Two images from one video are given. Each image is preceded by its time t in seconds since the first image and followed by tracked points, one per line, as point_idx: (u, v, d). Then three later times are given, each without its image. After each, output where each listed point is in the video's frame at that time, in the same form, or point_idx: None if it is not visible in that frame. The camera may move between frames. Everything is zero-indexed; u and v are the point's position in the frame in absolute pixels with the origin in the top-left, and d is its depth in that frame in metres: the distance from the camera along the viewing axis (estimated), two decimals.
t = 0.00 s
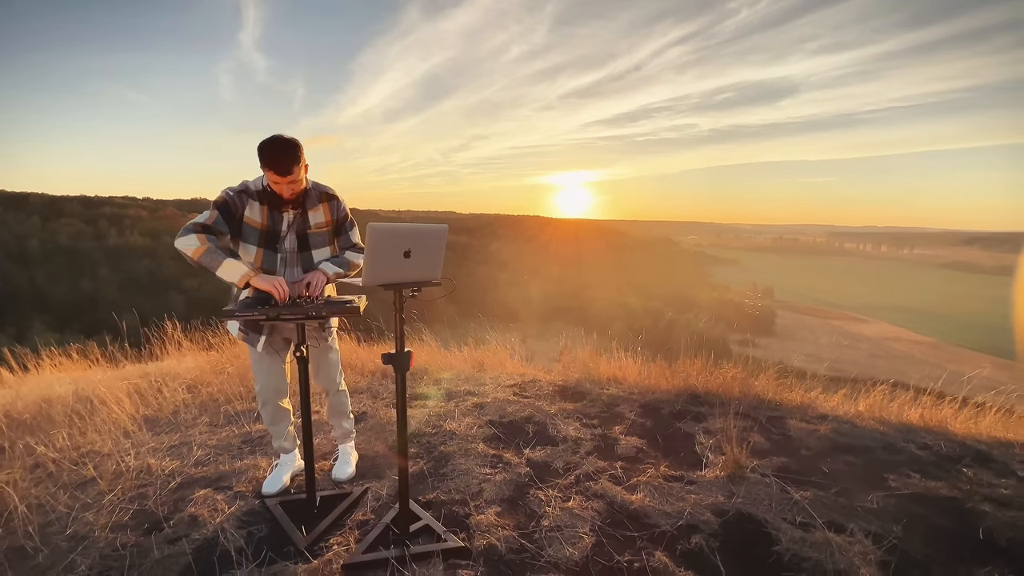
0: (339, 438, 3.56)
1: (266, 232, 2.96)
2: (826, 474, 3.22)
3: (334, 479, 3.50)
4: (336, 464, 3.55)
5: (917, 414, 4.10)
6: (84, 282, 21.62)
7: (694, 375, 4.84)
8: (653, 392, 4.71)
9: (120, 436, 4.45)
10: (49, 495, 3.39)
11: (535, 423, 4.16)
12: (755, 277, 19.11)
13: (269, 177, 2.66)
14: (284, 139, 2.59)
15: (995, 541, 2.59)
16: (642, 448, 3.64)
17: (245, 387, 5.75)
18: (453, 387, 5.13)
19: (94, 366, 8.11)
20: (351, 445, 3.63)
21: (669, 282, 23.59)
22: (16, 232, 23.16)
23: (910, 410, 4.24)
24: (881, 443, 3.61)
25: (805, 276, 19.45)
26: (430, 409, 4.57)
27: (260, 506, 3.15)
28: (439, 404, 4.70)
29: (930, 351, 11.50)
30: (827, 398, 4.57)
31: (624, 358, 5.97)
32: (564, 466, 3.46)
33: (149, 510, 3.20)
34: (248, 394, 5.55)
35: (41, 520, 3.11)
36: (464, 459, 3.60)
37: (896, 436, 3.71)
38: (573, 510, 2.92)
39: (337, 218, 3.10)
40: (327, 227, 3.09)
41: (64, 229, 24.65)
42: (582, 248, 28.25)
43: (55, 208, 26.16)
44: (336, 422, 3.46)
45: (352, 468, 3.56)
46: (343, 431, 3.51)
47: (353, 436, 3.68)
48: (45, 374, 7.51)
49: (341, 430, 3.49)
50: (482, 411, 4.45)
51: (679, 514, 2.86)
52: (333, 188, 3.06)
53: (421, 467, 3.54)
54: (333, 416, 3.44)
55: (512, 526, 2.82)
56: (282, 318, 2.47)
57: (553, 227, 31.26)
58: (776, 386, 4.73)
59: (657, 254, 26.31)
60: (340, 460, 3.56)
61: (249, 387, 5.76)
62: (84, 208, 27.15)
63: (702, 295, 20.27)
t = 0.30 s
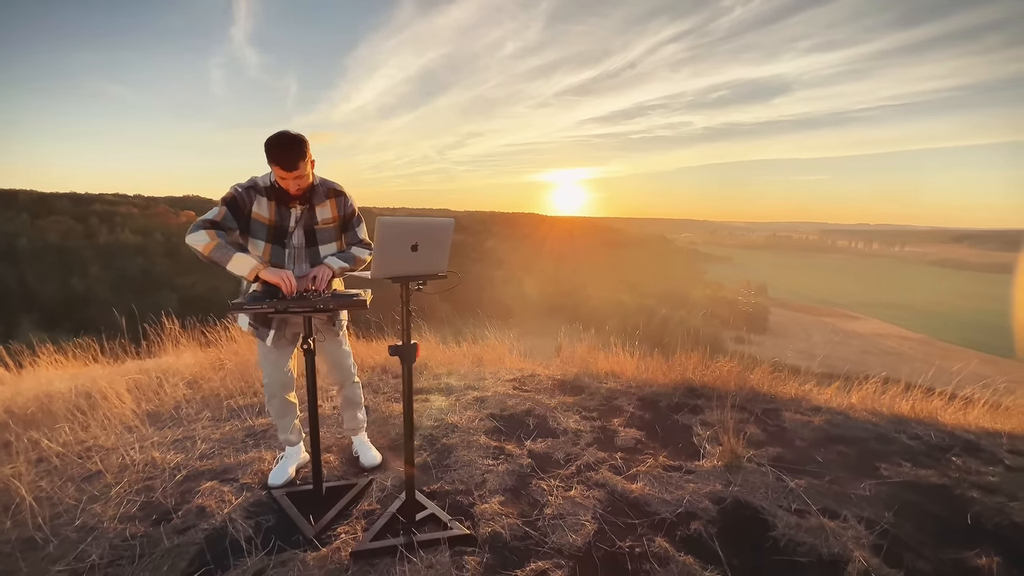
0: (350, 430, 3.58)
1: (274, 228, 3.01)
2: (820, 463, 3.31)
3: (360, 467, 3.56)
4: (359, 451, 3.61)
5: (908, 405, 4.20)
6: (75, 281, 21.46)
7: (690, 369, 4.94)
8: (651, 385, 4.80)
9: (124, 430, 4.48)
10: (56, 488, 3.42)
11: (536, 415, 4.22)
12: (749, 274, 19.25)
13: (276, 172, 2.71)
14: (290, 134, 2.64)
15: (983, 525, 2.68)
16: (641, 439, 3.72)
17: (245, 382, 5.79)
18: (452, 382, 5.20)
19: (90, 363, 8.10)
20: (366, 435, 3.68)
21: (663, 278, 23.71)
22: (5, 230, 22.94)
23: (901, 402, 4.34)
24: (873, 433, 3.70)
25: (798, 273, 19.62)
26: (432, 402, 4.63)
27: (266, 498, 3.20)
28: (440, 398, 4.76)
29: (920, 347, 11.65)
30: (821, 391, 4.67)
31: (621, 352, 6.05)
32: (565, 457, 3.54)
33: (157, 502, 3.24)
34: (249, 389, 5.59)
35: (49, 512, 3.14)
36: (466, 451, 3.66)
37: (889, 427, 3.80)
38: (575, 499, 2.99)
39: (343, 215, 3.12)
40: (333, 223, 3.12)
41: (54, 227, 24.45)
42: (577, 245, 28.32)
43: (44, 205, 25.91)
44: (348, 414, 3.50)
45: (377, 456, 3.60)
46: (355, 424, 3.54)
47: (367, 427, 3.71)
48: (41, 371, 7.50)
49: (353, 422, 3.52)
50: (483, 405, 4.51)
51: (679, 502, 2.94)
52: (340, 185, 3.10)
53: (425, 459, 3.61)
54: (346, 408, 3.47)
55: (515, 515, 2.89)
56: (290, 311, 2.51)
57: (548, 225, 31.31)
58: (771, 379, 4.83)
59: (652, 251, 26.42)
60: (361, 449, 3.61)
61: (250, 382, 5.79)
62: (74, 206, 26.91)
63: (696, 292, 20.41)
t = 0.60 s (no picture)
0: (361, 424, 3.62)
1: (295, 218, 3.07)
2: (813, 453, 3.40)
3: (368, 461, 3.60)
4: (368, 446, 3.65)
5: (900, 398, 4.30)
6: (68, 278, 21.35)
7: (686, 363, 5.02)
8: (649, 379, 4.88)
9: (127, 424, 4.52)
10: (63, 480, 3.46)
11: (536, 409, 4.30)
12: (743, 271, 19.36)
13: (297, 160, 2.78)
14: (311, 123, 2.72)
15: (971, 512, 2.77)
16: (639, 432, 3.79)
17: (246, 377, 5.83)
18: (452, 377, 5.27)
19: (89, 359, 8.13)
20: (375, 430, 3.72)
21: (659, 275, 23.80)
22: None
23: (892, 395, 4.44)
24: (866, 425, 3.79)
25: (792, 271, 19.71)
26: (433, 397, 4.70)
27: (272, 489, 3.26)
28: (441, 392, 4.83)
29: (912, 343, 11.79)
30: (815, 385, 4.76)
31: (619, 348, 6.13)
32: (565, 448, 3.61)
33: (164, 494, 3.29)
34: (250, 384, 5.63)
35: (58, 504, 3.18)
36: (468, 443, 3.73)
37: (881, 419, 3.89)
38: (576, 488, 3.07)
39: (364, 206, 3.13)
40: (354, 214, 3.13)
41: (46, 225, 24.30)
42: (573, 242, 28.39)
43: (36, 202, 25.73)
44: (361, 407, 3.53)
45: (385, 450, 3.65)
46: (366, 417, 3.57)
47: (375, 421, 3.75)
48: (38, 367, 7.52)
49: (363, 416, 3.55)
50: (483, 398, 4.58)
51: (677, 490, 3.01)
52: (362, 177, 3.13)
53: (427, 451, 3.67)
54: (357, 401, 3.51)
55: (518, 504, 2.96)
56: (297, 305, 2.56)
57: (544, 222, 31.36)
58: (766, 372, 4.92)
59: (647, 248, 26.52)
60: (369, 443, 3.65)
61: (251, 377, 5.84)
62: (66, 203, 26.77)
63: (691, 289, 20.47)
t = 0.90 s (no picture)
0: (368, 419, 3.67)
1: (321, 211, 3.20)
2: (811, 447, 3.47)
3: (374, 455, 3.66)
4: (373, 441, 3.71)
5: (897, 394, 4.37)
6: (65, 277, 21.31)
7: (686, 360, 5.09)
8: (649, 376, 4.95)
9: (134, 420, 4.57)
10: (74, 475, 3.51)
11: (538, 404, 4.36)
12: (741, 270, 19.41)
13: (322, 154, 2.89)
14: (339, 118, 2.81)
15: (965, 503, 2.84)
16: (640, 427, 3.86)
17: (250, 375, 5.88)
18: (455, 373, 5.32)
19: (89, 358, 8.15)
20: (381, 425, 3.77)
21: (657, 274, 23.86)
22: None
23: (889, 391, 4.51)
24: (863, 419, 3.86)
25: (790, 270, 19.79)
26: (437, 393, 4.76)
27: (281, 482, 3.32)
28: (445, 388, 4.89)
29: (908, 342, 11.85)
30: (813, 381, 4.83)
31: (619, 345, 6.19)
32: (568, 443, 3.67)
33: (174, 487, 3.35)
34: (253, 381, 5.67)
35: (70, 497, 3.23)
36: (473, 438, 3.78)
37: (879, 414, 3.96)
38: (580, 481, 3.13)
39: (383, 200, 3.19)
40: (372, 208, 3.19)
41: (43, 224, 24.25)
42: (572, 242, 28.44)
43: (32, 201, 25.65)
44: (369, 403, 3.59)
45: (391, 445, 3.71)
46: (374, 413, 3.63)
47: (381, 417, 3.80)
48: (39, 365, 7.53)
49: (371, 411, 3.61)
50: (486, 394, 4.64)
51: (678, 483, 3.08)
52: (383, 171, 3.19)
53: (433, 445, 3.73)
54: (368, 397, 3.57)
55: (523, 496, 3.02)
56: (306, 302, 2.62)
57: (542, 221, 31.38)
58: (765, 369, 4.98)
59: (646, 247, 26.58)
60: (375, 438, 3.70)
61: (254, 374, 5.88)
62: (63, 202, 26.72)
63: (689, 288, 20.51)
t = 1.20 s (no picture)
0: (377, 417, 3.71)
1: (330, 212, 3.25)
2: (817, 446, 3.49)
3: (384, 453, 3.70)
4: (382, 439, 3.74)
5: (902, 394, 4.39)
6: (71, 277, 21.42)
7: (691, 360, 5.12)
8: (654, 375, 4.98)
9: (146, 417, 4.62)
10: (89, 471, 3.56)
11: (545, 403, 4.39)
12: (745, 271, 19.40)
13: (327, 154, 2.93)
14: (341, 119, 2.85)
15: (973, 501, 2.86)
16: (646, 425, 3.89)
17: (259, 373, 5.93)
18: (462, 373, 5.36)
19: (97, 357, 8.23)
20: (390, 423, 3.80)
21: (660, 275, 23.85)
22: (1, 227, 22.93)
23: (894, 391, 4.53)
24: (869, 419, 3.88)
25: (794, 272, 19.76)
26: (445, 392, 4.79)
27: (292, 479, 3.35)
28: (452, 388, 4.93)
29: (912, 343, 11.86)
30: (818, 381, 4.85)
31: (624, 345, 6.22)
32: (575, 441, 3.70)
33: (188, 483, 3.39)
34: (262, 380, 5.72)
35: (85, 493, 3.28)
36: (481, 436, 3.81)
37: (885, 413, 3.98)
38: (588, 479, 3.16)
39: (389, 198, 3.20)
40: (378, 207, 3.20)
41: (48, 225, 24.40)
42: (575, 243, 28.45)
43: (38, 202, 25.82)
44: (379, 401, 3.63)
45: (400, 443, 3.75)
46: (384, 411, 3.67)
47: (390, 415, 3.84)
48: (47, 364, 7.60)
49: (380, 409, 3.64)
50: (493, 394, 4.67)
51: (686, 481, 3.10)
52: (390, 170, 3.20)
53: (441, 443, 3.76)
54: (378, 395, 3.61)
55: (532, 493, 3.05)
56: (319, 300, 2.66)
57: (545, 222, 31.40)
58: (771, 369, 5.00)
59: (649, 248, 26.59)
60: (384, 436, 3.74)
61: (262, 373, 5.93)
62: (68, 203, 26.88)
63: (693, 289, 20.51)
